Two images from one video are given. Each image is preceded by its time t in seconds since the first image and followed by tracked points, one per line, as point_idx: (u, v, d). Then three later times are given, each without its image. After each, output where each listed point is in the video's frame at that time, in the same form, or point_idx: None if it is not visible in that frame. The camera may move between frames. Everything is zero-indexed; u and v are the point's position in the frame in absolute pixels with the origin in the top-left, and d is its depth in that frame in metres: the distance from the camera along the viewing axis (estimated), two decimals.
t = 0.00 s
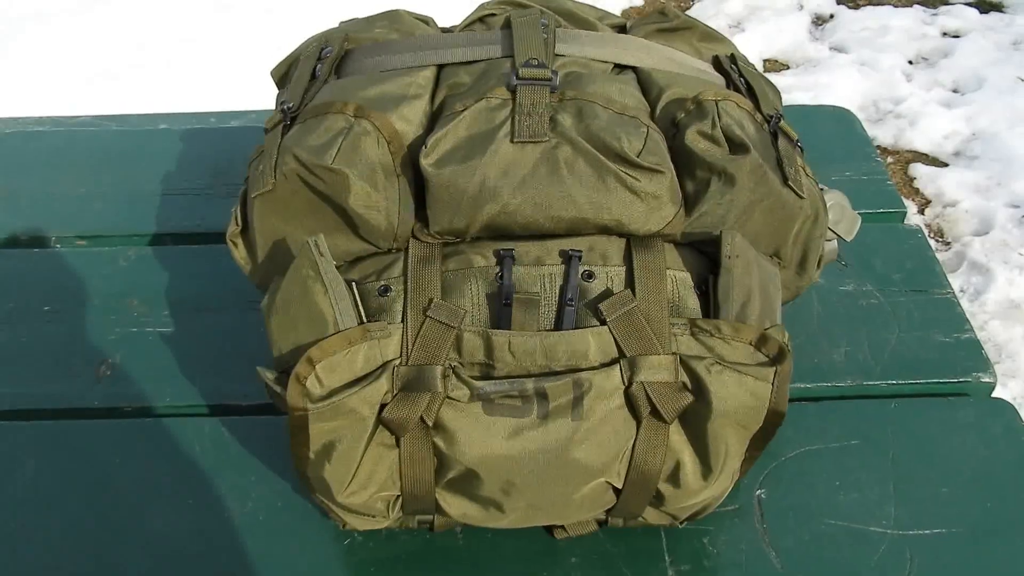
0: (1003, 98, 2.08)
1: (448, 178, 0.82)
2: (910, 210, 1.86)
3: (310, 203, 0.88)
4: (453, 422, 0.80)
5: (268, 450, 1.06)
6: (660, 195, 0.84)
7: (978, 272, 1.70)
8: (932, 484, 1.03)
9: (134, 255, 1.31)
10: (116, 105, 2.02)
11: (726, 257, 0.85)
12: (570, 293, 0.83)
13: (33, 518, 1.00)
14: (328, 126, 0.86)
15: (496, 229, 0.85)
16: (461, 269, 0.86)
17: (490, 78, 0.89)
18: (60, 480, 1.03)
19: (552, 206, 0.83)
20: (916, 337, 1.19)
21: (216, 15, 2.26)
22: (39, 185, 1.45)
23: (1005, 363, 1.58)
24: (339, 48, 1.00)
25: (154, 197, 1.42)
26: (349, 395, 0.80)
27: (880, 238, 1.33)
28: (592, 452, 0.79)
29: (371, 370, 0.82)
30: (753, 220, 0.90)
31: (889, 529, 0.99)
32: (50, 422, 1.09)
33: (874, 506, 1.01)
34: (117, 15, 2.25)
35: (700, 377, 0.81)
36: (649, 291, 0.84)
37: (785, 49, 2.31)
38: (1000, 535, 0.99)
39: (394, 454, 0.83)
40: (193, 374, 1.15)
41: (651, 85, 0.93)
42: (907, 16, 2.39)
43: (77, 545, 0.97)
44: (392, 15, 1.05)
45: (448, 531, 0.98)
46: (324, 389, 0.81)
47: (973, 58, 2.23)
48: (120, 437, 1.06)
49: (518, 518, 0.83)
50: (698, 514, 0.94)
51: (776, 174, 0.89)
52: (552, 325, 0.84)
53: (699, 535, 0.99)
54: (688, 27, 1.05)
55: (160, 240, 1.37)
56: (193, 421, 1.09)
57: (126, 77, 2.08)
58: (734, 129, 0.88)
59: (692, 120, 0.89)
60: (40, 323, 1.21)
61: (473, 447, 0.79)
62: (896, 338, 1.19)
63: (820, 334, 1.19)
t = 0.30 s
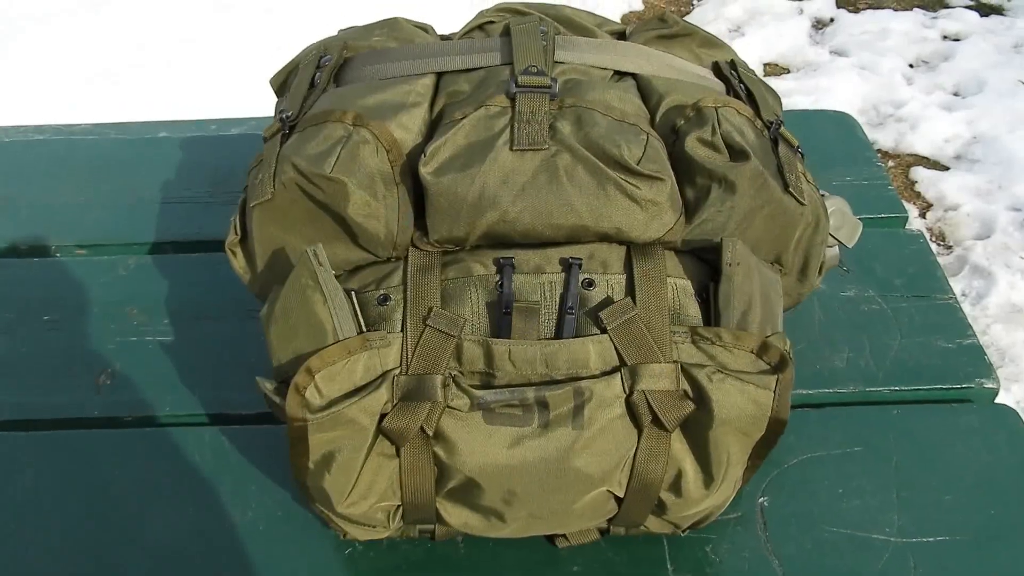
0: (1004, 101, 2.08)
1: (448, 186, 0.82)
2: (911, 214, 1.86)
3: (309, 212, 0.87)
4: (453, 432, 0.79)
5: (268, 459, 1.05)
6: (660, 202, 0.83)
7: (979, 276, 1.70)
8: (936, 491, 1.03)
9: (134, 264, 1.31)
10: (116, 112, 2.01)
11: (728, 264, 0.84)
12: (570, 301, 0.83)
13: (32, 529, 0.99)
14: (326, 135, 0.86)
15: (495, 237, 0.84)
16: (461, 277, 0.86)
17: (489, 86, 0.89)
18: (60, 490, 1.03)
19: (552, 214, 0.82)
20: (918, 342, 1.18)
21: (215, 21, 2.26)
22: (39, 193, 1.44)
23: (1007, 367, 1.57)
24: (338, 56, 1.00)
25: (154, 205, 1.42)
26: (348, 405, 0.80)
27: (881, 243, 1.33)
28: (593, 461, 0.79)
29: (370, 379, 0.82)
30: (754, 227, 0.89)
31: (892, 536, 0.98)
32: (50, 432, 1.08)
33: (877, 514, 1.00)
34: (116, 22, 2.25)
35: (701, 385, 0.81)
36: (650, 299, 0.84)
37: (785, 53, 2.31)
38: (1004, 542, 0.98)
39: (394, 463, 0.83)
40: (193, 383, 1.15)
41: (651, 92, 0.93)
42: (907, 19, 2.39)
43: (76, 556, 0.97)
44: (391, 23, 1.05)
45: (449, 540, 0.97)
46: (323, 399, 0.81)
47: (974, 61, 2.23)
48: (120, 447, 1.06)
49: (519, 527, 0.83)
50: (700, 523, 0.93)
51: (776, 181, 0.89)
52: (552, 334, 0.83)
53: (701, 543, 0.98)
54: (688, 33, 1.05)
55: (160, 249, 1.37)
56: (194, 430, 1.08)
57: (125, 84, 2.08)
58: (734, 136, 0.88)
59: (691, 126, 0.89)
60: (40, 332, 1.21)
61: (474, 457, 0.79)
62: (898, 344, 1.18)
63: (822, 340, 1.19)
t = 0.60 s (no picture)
0: (1004, 104, 2.08)
1: (446, 193, 0.81)
2: (912, 218, 1.86)
3: (307, 219, 0.87)
4: (452, 440, 0.79)
5: (267, 467, 1.05)
6: (660, 208, 0.83)
7: (980, 280, 1.69)
8: (938, 498, 1.02)
9: (133, 272, 1.30)
10: (115, 118, 2.01)
11: (727, 270, 0.84)
12: (569, 308, 0.83)
13: (30, 539, 0.99)
14: (324, 142, 0.85)
15: (494, 244, 0.84)
16: (460, 284, 0.85)
17: (487, 92, 0.89)
18: (58, 499, 1.02)
19: (551, 220, 0.82)
20: (920, 347, 1.18)
21: (214, 27, 2.25)
22: (39, 201, 1.44)
23: (1009, 371, 1.57)
24: (336, 63, 1.00)
25: (153, 212, 1.42)
26: (346, 413, 0.79)
27: (882, 248, 1.32)
28: (592, 469, 0.79)
29: (369, 388, 0.81)
30: (754, 233, 0.89)
31: (894, 543, 0.98)
32: (49, 441, 1.08)
33: (879, 521, 1.00)
34: (115, 28, 2.25)
35: (701, 392, 0.80)
36: (649, 305, 0.83)
37: (785, 57, 2.31)
38: (1007, 549, 0.98)
39: (393, 472, 0.82)
40: (192, 390, 1.14)
41: (650, 97, 0.92)
42: (907, 23, 2.39)
43: (74, 566, 0.96)
44: (389, 29, 1.05)
45: (449, 549, 0.97)
46: (321, 408, 0.80)
47: (974, 65, 2.22)
48: (118, 456, 1.06)
49: (519, 536, 0.82)
50: (701, 530, 0.93)
51: (776, 186, 0.88)
52: (552, 341, 0.83)
53: (702, 550, 0.97)
54: (687, 38, 1.05)
55: (159, 256, 1.36)
56: (192, 439, 1.08)
57: (124, 91, 2.08)
58: (733, 141, 0.87)
59: (690, 132, 0.88)
60: (39, 340, 1.20)
61: (473, 465, 0.78)
62: (900, 349, 1.18)
63: (823, 345, 1.18)
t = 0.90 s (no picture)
0: (1004, 107, 2.07)
1: (445, 197, 0.81)
2: (912, 221, 1.85)
3: (305, 223, 0.86)
4: (451, 445, 0.78)
5: (266, 472, 1.04)
6: (660, 212, 0.82)
7: (981, 283, 1.69)
8: (940, 503, 1.01)
9: (132, 276, 1.30)
10: (114, 122, 2.01)
11: (728, 273, 0.83)
12: (568, 312, 0.82)
13: (28, 545, 0.98)
14: (322, 145, 0.85)
15: (493, 248, 0.84)
16: (459, 288, 0.85)
17: (486, 95, 0.89)
18: (56, 505, 1.01)
19: (550, 224, 0.82)
20: (921, 351, 1.18)
21: (213, 30, 2.25)
22: (37, 205, 1.44)
23: (1010, 375, 1.56)
24: (334, 66, 0.99)
25: (152, 217, 1.41)
26: (344, 418, 0.78)
27: (883, 251, 1.32)
28: (592, 474, 0.78)
29: (367, 392, 0.81)
30: (755, 236, 0.88)
31: (896, 548, 0.97)
32: (47, 446, 1.07)
33: (881, 525, 0.99)
34: (114, 32, 2.25)
35: (702, 397, 0.80)
36: (650, 309, 0.83)
37: (784, 60, 2.30)
38: (1010, 554, 0.97)
39: (393, 477, 0.82)
40: (190, 395, 1.14)
41: (649, 100, 0.92)
42: (907, 26, 2.39)
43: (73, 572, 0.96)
44: (388, 33, 1.04)
45: (449, 554, 0.96)
46: (320, 413, 0.80)
47: (973, 68, 2.22)
48: (117, 461, 1.05)
49: (519, 541, 0.82)
50: (702, 535, 0.92)
51: (776, 189, 0.88)
52: (551, 345, 0.82)
53: (703, 555, 0.97)
54: (687, 41, 1.05)
55: (158, 260, 1.36)
56: (191, 443, 1.07)
57: (123, 94, 2.08)
58: (733, 145, 0.87)
59: (691, 135, 0.88)
60: (37, 345, 1.20)
61: (472, 470, 0.78)
62: (901, 353, 1.17)
63: (825, 349, 1.18)
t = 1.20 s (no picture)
0: (1005, 109, 2.07)
1: (444, 199, 0.81)
2: (913, 223, 1.85)
3: (304, 226, 0.86)
4: (451, 449, 0.78)
5: (265, 475, 1.04)
6: (661, 214, 0.82)
7: (982, 285, 1.68)
8: (942, 506, 1.01)
9: (131, 279, 1.30)
10: (114, 124, 2.01)
11: (729, 276, 0.83)
12: (568, 315, 0.82)
13: (27, 549, 0.98)
14: (322, 148, 0.85)
15: (493, 250, 0.83)
16: (459, 291, 0.84)
17: (486, 97, 0.88)
18: (55, 508, 1.01)
19: (551, 226, 0.81)
20: (923, 354, 1.17)
21: (213, 33, 2.25)
22: (36, 207, 1.44)
23: (1012, 377, 1.56)
24: (334, 68, 0.99)
25: (151, 219, 1.41)
26: (344, 422, 0.78)
27: (884, 254, 1.32)
28: (592, 478, 0.78)
29: (367, 396, 0.81)
30: (756, 239, 0.88)
31: (898, 552, 0.97)
32: (46, 449, 1.07)
33: (883, 529, 0.99)
34: (114, 34, 2.25)
35: (703, 400, 0.79)
36: (650, 312, 0.82)
37: (785, 62, 2.30)
38: (1013, 557, 0.97)
39: (392, 480, 0.81)
40: (190, 398, 1.13)
41: (650, 102, 0.91)
42: (907, 27, 2.38)
43: None
44: (388, 35, 1.04)
45: (449, 558, 0.96)
46: (319, 416, 0.79)
47: (975, 69, 2.22)
48: (116, 464, 1.05)
49: (519, 545, 0.81)
50: (703, 539, 0.92)
51: (777, 192, 0.87)
52: (551, 348, 0.82)
53: (705, 559, 0.97)
54: (687, 43, 1.04)
55: (157, 263, 1.36)
56: (190, 446, 1.07)
57: (123, 96, 2.08)
58: (734, 147, 0.86)
59: (692, 137, 0.87)
60: (37, 348, 1.19)
61: (471, 473, 0.77)
62: (903, 356, 1.17)
63: (826, 352, 1.17)
